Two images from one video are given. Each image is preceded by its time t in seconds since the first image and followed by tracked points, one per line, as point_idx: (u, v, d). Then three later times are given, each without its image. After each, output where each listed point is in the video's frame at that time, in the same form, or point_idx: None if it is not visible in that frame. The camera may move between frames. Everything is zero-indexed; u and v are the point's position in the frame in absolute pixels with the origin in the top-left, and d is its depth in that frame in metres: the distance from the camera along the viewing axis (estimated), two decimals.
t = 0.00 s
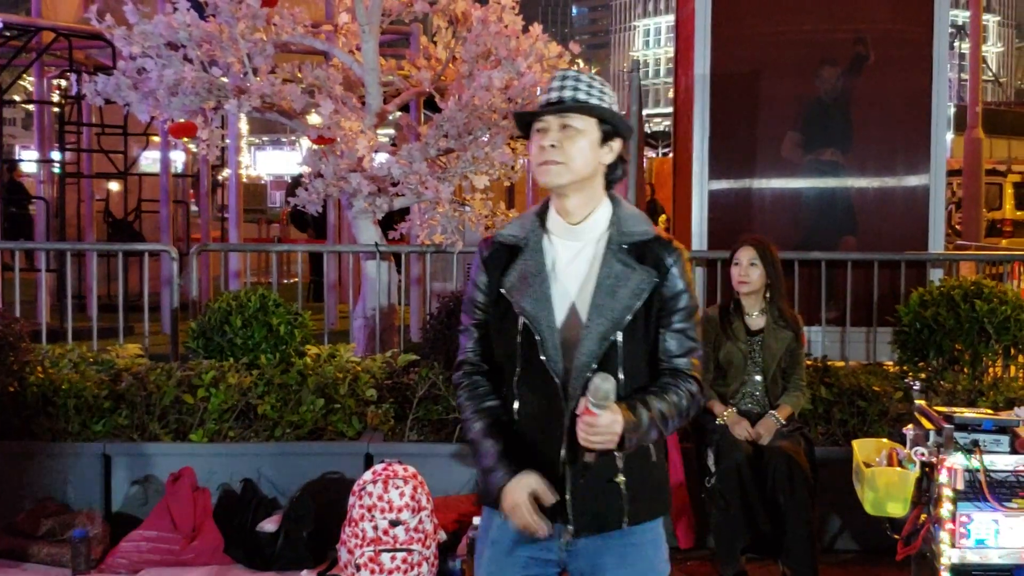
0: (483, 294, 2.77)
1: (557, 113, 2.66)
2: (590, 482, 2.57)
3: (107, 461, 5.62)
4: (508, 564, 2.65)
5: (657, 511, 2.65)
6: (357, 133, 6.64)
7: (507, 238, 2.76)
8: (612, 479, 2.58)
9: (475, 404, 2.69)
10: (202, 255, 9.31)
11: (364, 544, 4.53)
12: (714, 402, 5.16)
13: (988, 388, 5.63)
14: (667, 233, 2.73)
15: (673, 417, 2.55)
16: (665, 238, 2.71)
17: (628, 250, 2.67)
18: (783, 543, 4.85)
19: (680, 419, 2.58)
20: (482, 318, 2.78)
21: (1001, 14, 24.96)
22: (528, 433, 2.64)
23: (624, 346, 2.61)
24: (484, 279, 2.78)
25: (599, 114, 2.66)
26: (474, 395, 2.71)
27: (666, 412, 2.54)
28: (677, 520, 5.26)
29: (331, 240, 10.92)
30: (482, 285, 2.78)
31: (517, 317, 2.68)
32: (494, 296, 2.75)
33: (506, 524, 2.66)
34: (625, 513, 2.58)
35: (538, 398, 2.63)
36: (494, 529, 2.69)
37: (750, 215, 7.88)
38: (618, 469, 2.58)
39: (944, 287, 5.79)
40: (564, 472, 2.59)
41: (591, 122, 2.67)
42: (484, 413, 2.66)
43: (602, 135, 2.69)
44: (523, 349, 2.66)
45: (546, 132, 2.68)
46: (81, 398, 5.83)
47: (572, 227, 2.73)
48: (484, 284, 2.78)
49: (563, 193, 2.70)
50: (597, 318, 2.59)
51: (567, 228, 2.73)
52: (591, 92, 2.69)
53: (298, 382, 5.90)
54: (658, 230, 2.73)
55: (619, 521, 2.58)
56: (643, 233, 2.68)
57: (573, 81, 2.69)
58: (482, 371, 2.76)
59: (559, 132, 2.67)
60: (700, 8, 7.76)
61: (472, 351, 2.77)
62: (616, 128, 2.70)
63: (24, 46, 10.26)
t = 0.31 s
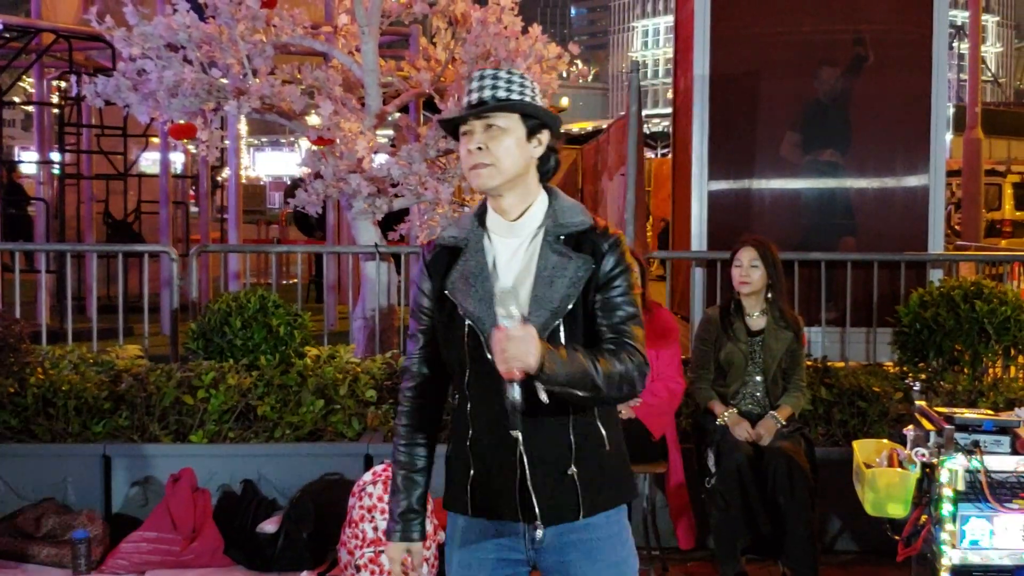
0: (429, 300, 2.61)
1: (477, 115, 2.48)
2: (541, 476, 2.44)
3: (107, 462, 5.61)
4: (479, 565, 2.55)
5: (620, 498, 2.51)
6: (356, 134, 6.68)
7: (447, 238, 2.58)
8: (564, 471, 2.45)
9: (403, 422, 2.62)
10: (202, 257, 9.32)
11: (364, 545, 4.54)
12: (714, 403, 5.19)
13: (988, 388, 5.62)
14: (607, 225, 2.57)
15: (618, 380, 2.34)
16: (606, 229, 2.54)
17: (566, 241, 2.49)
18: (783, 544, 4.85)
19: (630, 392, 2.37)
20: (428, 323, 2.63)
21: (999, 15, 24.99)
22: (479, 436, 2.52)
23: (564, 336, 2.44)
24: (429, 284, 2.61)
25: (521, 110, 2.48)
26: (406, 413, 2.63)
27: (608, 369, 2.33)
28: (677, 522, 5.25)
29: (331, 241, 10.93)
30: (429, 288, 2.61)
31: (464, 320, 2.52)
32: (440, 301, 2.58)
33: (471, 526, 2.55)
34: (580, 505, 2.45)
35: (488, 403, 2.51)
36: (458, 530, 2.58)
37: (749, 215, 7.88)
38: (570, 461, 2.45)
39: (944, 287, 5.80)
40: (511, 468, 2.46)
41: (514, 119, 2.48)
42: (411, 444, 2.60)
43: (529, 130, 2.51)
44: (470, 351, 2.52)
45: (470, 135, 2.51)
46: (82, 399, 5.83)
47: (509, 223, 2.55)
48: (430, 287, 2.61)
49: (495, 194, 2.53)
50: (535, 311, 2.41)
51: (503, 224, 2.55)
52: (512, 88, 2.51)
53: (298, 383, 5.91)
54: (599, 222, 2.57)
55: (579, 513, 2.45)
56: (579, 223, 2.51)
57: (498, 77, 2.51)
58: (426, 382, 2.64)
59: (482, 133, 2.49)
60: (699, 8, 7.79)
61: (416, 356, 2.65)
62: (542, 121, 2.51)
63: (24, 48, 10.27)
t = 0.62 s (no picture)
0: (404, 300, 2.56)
1: (443, 115, 2.39)
2: (513, 470, 2.37)
3: (116, 459, 5.62)
4: (465, 565, 2.46)
5: (600, 487, 2.45)
6: (364, 132, 6.69)
7: (418, 235, 2.53)
8: (537, 463, 2.38)
9: (383, 423, 2.61)
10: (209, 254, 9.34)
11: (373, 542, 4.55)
12: (722, 399, 5.20)
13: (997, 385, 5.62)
14: (575, 216, 2.50)
15: (553, 342, 2.23)
16: (573, 220, 2.47)
17: (533, 236, 2.43)
18: (792, 541, 4.86)
19: (565, 360, 2.25)
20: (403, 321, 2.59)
21: (1006, 11, 24.97)
22: (451, 435, 2.44)
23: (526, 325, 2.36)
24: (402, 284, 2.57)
25: (489, 108, 2.39)
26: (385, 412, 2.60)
27: (542, 328, 2.22)
28: (685, 519, 5.25)
29: (338, 238, 10.95)
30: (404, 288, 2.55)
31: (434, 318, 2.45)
32: (414, 301, 2.52)
33: (456, 524, 2.47)
34: (555, 498, 2.37)
35: (455, 400, 2.43)
36: (443, 530, 2.50)
37: (757, 213, 7.90)
38: (544, 454, 2.38)
39: (952, 284, 5.80)
40: (485, 463, 2.39)
41: (481, 117, 2.39)
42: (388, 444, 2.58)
43: (498, 127, 2.41)
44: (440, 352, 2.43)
45: (438, 135, 2.41)
46: (91, 396, 5.83)
47: (479, 219, 2.47)
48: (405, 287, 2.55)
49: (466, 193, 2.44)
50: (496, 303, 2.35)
51: (475, 220, 2.48)
52: (479, 86, 2.42)
53: (306, 380, 5.92)
54: (567, 215, 2.50)
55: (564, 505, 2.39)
56: (546, 217, 2.45)
57: (465, 77, 2.42)
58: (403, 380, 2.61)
59: (450, 132, 2.39)
60: (706, 6, 7.80)
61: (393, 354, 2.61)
62: (510, 117, 2.42)
63: (31, 46, 10.29)
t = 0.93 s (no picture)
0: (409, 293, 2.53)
1: (455, 123, 2.37)
2: (501, 459, 2.37)
3: (139, 457, 5.64)
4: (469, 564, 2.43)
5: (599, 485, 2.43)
6: (385, 132, 6.68)
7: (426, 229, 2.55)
8: (522, 452, 2.37)
9: (399, 420, 2.56)
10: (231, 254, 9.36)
11: (394, 541, 4.55)
12: (745, 399, 5.19)
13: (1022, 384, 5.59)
14: (582, 212, 2.51)
15: (531, 306, 2.22)
16: (578, 215, 2.48)
17: (536, 229, 2.44)
18: (815, 541, 4.85)
19: (541, 329, 2.23)
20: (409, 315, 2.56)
21: None
22: (455, 430, 2.43)
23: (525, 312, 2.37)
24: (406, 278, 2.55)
25: (500, 111, 2.37)
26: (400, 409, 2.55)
27: (522, 290, 2.21)
28: (707, 519, 5.25)
29: (359, 238, 10.97)
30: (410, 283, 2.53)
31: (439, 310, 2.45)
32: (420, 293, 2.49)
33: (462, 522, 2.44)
34: (539, 490, 2.36)
35: (455, 390, 2.43)
36: (450, 529, 2.47)
37: (779, 212, 7.89)
38: (531, 442, 2.37)
39: (977, 283, 5.78)
40: (478, 452, 2.39)
41: (492, 120, 2.37)
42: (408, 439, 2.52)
43: (506, 127, 2.40)
44: (446, 342, 2.44)
45: (451, 142, 2.39)
46: (115, 395, 5.84)
47: (485, 214, 2.48)
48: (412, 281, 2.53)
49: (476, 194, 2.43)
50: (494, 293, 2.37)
51: (480, 215, 2.48)
52: (489, 88, 2.39)
53: (328, 379, 5.93)
54: (575, 211, 2.50)
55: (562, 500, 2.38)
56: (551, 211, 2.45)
57: (472, 78, 2.39)
58: (414, 375, 2.57)
59: (464, 140, 2.38)
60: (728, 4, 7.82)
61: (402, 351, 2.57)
62: (517, 115, 2.41)
63: (54, 47, 10.32)
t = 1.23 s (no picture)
0: (431, 292, 2.54)
1: (479, 122, 2.37)
2: (519, 456, 2.38)
3: (164, 455, 5.67)
4: (486, 562, 2.42)
5: (618, 483, 2.41)
6: (408, 132, 6.69)
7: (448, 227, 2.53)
8: (539, 448, 2.38)
9: (409, 418, 2.56)
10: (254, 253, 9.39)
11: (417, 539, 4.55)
12: (770, 399, 5.19)
13: None
14: (603, 211, 2.51)
15: (551, 300, 2.21)
16: (599, 214, 2.48)
17: (558, 227, 2.44)
18: (840, 541, 4.84)
19: (559, 324, 2.23)
20: (429, 315, 2.57)
21: None
22: (473, 428, 2.44)
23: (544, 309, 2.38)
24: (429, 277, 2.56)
25: (524, 111, 2.37)
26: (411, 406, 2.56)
27: (542, 283, 2.21)
28: (730, 519, 5.24)
29: (381, 237, 11.00)
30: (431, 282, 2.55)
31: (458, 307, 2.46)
32: (439, 291, 2.51)
33: (479, 523, 2.43)
34: (557, 488, 2.35)
35: (472, 387, 2.44)
36: (466, 529, 2.46)
37: (805, 215, 7.87)
38: (548, 439, 2.38)
39: (1003, 283, 5.82)
40: (496, 449, 2.39)
41: (516, 120, 2.37)
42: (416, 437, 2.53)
43: (530, 128, 2.41)
44: (465, 340, 2.45)
45: (475, 142, 2.40)
46: (139, 394, 5.88)
47: (505, 211, 2.48)
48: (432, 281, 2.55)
49: (499, 192, 2.44)
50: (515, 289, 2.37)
51: (501, 212, 2.48)
52: (513, 88, 2.39)
53: (351, 379, 5.94)
54: (596, 210, 2.50)
55: (580, 501, 2.37)
56: (573, 209, 2.45)
57: (496, 78, 2.40)
58: (428, 376, 2.58)
59: (487, 139, 2.39)
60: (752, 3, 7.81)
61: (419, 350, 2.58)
62: (541, 116, 2.41)
63: (79, 47, 10.37)
